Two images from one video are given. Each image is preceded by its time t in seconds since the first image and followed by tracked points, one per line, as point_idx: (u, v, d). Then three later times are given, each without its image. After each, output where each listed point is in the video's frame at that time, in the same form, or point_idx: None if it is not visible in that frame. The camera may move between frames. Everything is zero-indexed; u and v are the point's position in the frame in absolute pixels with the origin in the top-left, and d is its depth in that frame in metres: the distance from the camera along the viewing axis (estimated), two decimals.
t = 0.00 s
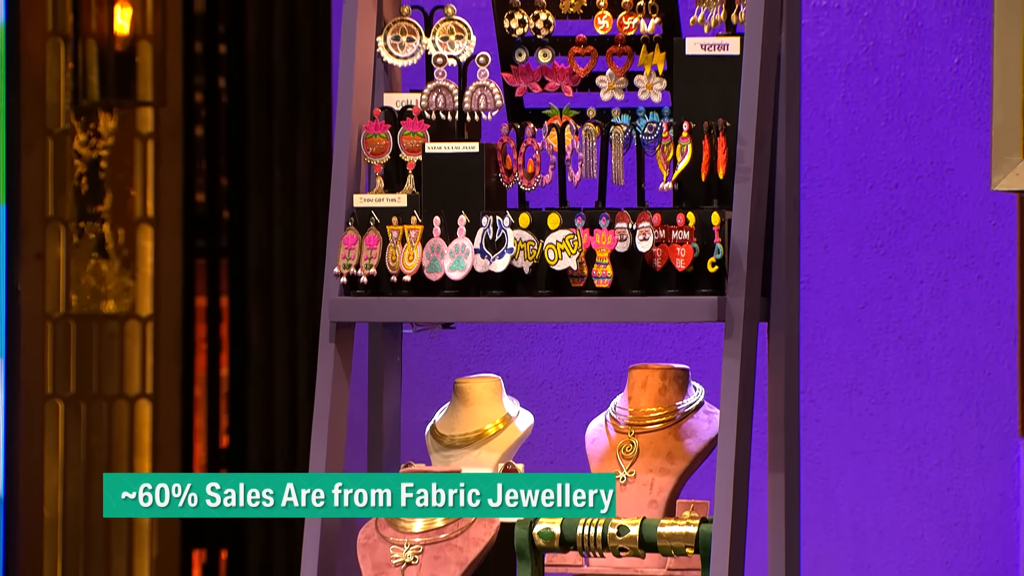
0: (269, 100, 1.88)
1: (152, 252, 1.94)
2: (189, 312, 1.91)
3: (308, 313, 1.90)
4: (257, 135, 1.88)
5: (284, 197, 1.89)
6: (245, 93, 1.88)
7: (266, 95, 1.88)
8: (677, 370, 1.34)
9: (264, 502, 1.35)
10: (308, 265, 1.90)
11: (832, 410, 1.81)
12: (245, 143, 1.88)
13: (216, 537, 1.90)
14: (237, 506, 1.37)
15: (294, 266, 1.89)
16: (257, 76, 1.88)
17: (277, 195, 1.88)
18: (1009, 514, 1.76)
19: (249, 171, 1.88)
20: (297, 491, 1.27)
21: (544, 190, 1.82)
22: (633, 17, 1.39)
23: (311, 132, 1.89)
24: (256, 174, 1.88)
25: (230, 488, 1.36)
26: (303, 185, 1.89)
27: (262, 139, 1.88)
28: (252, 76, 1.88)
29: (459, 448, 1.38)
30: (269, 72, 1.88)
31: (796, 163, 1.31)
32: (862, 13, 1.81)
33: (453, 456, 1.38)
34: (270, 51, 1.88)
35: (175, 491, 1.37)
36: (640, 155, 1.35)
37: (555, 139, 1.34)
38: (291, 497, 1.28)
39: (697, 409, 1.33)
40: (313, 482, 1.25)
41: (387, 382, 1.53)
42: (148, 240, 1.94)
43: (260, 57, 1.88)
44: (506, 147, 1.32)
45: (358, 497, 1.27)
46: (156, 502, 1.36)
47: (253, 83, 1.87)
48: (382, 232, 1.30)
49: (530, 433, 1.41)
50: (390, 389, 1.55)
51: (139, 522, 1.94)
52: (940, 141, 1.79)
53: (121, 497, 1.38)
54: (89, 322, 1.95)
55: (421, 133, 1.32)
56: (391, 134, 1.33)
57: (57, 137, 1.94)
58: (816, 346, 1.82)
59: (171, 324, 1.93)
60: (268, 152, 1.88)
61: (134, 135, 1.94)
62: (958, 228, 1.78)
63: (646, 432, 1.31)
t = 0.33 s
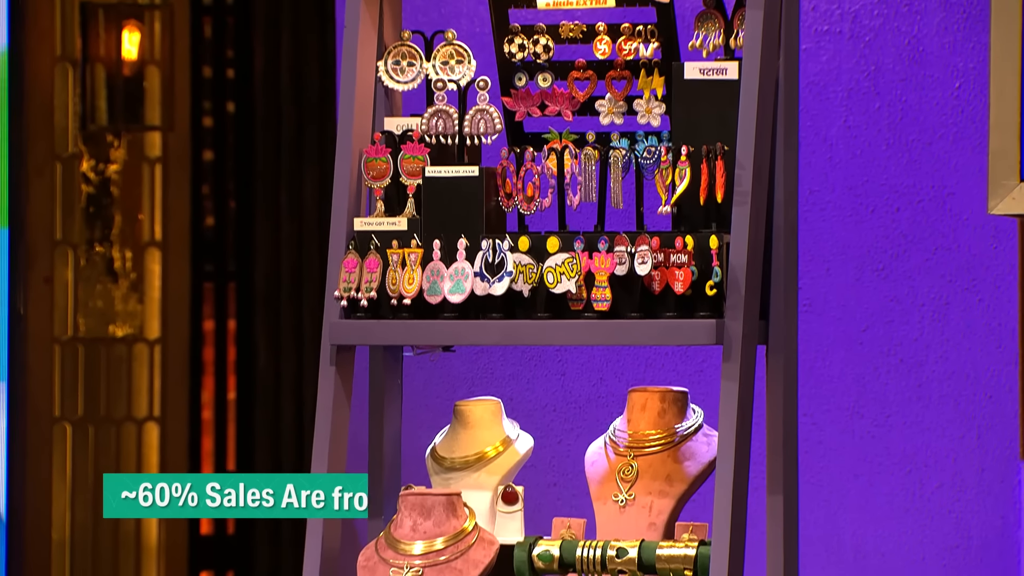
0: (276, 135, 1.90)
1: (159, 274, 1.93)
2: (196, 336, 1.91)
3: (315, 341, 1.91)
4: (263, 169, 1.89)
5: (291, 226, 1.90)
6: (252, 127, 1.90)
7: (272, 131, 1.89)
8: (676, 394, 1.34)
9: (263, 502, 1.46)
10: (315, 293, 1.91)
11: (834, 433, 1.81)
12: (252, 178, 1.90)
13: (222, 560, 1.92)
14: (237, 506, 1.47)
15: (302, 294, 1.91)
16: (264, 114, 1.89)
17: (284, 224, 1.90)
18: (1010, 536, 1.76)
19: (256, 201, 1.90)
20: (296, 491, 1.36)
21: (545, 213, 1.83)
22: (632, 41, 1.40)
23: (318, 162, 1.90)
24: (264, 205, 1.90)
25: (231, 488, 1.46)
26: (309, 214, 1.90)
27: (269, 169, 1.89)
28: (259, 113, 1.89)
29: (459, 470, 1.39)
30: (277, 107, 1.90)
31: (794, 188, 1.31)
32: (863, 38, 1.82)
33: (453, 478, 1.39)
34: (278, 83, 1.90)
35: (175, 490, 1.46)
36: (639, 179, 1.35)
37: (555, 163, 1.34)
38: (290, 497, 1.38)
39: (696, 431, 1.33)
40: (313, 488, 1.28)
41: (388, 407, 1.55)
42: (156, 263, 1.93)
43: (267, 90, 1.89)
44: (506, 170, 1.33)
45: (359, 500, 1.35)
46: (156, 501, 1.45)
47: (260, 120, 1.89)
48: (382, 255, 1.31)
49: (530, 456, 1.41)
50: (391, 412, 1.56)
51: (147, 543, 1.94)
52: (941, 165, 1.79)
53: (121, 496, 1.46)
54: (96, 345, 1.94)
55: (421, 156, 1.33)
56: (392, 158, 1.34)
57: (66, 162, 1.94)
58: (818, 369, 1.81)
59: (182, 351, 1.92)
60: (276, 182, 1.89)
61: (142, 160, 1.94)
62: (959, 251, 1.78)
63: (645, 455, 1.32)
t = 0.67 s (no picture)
0: (284, 150, 1.89)
1: (167, 296, 1.93)
2: (204, 356, 1.91)
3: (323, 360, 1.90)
4: (271, 186, 1.89)
5: (299, 245, 1.90)
6: (260, 144, 1.89)
7: (281, 145, 1.89)
8: (675, 414, 1.35)
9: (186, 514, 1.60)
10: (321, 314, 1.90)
11: (837, 454, 1.81)
12: (260, 194, 1.89)
13: None
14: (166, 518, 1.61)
15: (309, 313, 1.90)
16: (273, 129, 1.89)
17: (292, 243, 1.89)
18: (1010, 557, 1.77)
19: (264, 223, 1.89)
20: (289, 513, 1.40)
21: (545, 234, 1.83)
22: (632, 64, 1.41)
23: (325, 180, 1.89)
24: (271, 226, 1.89)
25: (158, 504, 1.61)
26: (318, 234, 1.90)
27: (276, 187, 1.89)
28: (267, 128, 1.89)
29: (459, 490, 1.39)
30: (285, 125, 1.89)
31: (793, 206, 1.32)
32: (865, 60, 1.82)
33: (453, 499, 1.39)
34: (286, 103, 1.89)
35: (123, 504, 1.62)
36: (638, 201, 1.36)
37: (554, 185, 1.35)
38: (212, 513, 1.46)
39: (695, 451, 1.34)
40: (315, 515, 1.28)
41: (388, 427, 1.56)
42: (163, 284, 1.93)
43: (275, 107, 1.89)
44: (506, 192, 1.34)
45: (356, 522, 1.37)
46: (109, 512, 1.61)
47: (268, 135, 1.89)
48: (382, 276, 1.32)
49: (530, 475, 1.42)
50: (391, 432, 1.57)
51: (156, 564, 1.93)
52: (943, 187, 1.80)
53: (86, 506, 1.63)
54: (105, 365, 1.93)
55: (422, 178, 1.34)
56: (392, 180, 1.35)
57: (74, 184, 1.93)
58: (821, 389, 1.81)
59: (190, 367, 1.92)
60: (283, 201, 1.89)
61: (150, 182, 1.93)
62: (960, 272, 1.79)
63: (643, 475, 1.33)
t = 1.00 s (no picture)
0: (292, 166, 1.87)
1: (176, 313, 1.93)
2: (213, 374, 1.90)
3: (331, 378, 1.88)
4: (279, 203, 1.87)
5: (307, 262, 1.88)
6: (268, 167, 1.87)
7: (289, 161, 1.87)
8: (675, 431, 1.36)
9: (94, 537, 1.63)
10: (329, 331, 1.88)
11: (839, 471, 1.81)
12: (269, 210, 1.88)
13: None
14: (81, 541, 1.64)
15: (317, 330, 1.88)
16: (281, 145, 1.87)
17: (300, 260, 1.87)
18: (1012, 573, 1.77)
19: (272, 239, 1.87)
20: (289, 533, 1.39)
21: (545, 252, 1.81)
22: (632, 83, 1.42)
23: (333, 200, 1.88)
24: (279, 242, 1.87)
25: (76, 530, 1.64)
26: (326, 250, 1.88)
27: (285, 207, 1.87)
28: (275, 144, 1.87)
29: (459, 507, 1.40)
30: (294, 141, 1.87)
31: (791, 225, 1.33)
32: (867, 80, 1.82)
33: (454, 515, 1.40)
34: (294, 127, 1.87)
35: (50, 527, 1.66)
36: (637, 219, 1.37)
37: (554, 204, 1.37)
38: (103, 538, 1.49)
39: (695, 468, 1.35)
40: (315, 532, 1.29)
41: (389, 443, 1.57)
42: (172, 302, 1.93)
43: (283, 127, 1.86)
44: (507, 211, 1.35)
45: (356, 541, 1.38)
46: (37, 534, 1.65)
47: (275, 158, 1.86)
48: (384, 293, 1.32)
49: (531, 492, 1.43)
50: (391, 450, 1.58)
51: None
52: (944, 205, 1.80)
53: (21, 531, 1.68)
54: (114, 383, 1.93)
55: (422, 197, 1.35)
56: (393, 198, 1.35)
57: (84, 204, 1.93)
58: (823, 407, 1.81)
59: (197, 385, 1.92)
60: (291, 217, 1.87)
61: (159, 202, 1.93)
62: (962, 291, 1.79)
63: (643, 492, 1.34)
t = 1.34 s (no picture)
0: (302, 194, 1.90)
1: (187, 333, 1.88)
2: (222, 393, 1.87)
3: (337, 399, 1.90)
4: (290, 228, 1.89)
5: (317, 286, 1.91)
6: (277, 190, 1.88)
7: (299, 188, 1.89)
8: (675, 450, 1.38)
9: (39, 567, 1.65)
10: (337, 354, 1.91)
11: (842, 490, 1.81)
12: (279, 234, 1.88)
13: None
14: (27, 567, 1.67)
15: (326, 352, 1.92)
16: (291, 173, 1.89)
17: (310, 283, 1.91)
18: None
19: (282, 261, 1.89)
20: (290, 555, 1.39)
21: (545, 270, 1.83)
22: (632, 105, 1.43)
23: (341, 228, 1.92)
24: (289, 264, 1.89)
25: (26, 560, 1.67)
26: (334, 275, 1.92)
27: (294, 233, 1.89)
28: (285, 172, 1.88)
29: (462, 525, 1.40)
30: (303, 168, 1.90)
31: (789, 246, 1.33)
32: (869, 101, 1.83)
33: (456, 533, 1.40)
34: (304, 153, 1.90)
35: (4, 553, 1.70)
36: (638, 239, 1.38)
37: (554, 224, 1.38)
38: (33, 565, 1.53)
39: (695, 486, 1.37)
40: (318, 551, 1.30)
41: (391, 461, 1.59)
42: (182, 322, 1.88)
43: (294, 154, 1.88)
44: (507, 231, 1.36)
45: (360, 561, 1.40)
46: None
47: (286, 186, 1.88)
48: (386, 313, 1.34)
49: (531, 510, 1.44)
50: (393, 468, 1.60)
51: None
52: (945, 226, 1.81)
53: None
54: (124, 403, 1.87)
55: (424, 217, 1.36)
56: (394, 219, 1.36)
57: (96, 224, 1.85)
58: (826, 426, 1.82)
59: (208, 403, 1.87)
60: (301, 242, 1.89)
61: (168, 222, 1.87)
62: (964, 311, 1.80)
63: (643, 511, 1.35)
